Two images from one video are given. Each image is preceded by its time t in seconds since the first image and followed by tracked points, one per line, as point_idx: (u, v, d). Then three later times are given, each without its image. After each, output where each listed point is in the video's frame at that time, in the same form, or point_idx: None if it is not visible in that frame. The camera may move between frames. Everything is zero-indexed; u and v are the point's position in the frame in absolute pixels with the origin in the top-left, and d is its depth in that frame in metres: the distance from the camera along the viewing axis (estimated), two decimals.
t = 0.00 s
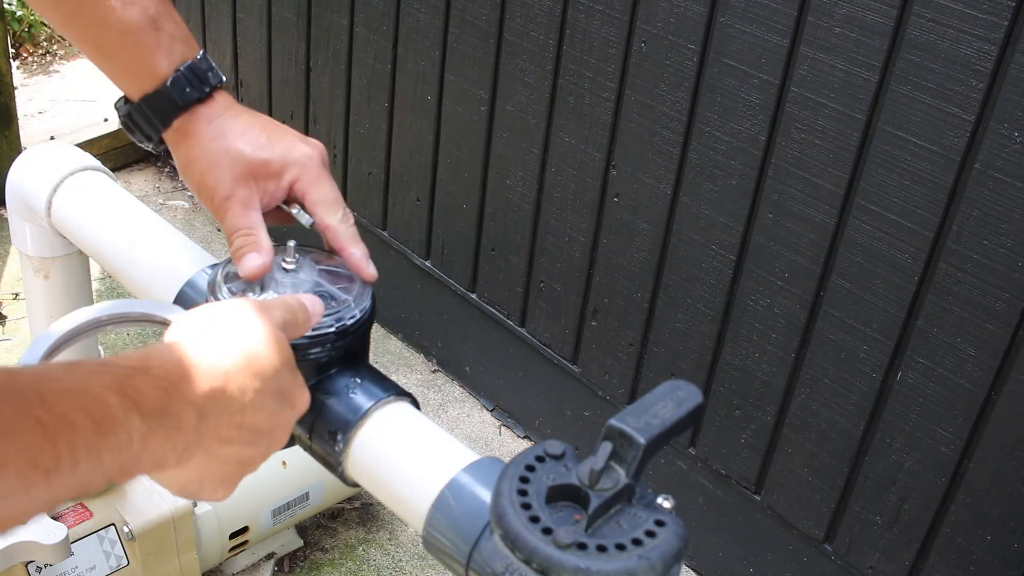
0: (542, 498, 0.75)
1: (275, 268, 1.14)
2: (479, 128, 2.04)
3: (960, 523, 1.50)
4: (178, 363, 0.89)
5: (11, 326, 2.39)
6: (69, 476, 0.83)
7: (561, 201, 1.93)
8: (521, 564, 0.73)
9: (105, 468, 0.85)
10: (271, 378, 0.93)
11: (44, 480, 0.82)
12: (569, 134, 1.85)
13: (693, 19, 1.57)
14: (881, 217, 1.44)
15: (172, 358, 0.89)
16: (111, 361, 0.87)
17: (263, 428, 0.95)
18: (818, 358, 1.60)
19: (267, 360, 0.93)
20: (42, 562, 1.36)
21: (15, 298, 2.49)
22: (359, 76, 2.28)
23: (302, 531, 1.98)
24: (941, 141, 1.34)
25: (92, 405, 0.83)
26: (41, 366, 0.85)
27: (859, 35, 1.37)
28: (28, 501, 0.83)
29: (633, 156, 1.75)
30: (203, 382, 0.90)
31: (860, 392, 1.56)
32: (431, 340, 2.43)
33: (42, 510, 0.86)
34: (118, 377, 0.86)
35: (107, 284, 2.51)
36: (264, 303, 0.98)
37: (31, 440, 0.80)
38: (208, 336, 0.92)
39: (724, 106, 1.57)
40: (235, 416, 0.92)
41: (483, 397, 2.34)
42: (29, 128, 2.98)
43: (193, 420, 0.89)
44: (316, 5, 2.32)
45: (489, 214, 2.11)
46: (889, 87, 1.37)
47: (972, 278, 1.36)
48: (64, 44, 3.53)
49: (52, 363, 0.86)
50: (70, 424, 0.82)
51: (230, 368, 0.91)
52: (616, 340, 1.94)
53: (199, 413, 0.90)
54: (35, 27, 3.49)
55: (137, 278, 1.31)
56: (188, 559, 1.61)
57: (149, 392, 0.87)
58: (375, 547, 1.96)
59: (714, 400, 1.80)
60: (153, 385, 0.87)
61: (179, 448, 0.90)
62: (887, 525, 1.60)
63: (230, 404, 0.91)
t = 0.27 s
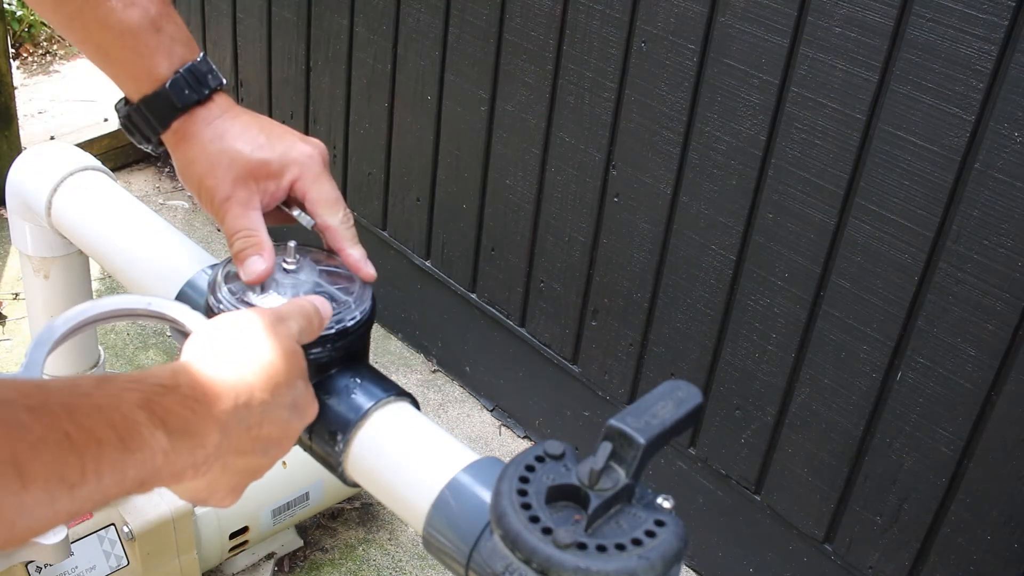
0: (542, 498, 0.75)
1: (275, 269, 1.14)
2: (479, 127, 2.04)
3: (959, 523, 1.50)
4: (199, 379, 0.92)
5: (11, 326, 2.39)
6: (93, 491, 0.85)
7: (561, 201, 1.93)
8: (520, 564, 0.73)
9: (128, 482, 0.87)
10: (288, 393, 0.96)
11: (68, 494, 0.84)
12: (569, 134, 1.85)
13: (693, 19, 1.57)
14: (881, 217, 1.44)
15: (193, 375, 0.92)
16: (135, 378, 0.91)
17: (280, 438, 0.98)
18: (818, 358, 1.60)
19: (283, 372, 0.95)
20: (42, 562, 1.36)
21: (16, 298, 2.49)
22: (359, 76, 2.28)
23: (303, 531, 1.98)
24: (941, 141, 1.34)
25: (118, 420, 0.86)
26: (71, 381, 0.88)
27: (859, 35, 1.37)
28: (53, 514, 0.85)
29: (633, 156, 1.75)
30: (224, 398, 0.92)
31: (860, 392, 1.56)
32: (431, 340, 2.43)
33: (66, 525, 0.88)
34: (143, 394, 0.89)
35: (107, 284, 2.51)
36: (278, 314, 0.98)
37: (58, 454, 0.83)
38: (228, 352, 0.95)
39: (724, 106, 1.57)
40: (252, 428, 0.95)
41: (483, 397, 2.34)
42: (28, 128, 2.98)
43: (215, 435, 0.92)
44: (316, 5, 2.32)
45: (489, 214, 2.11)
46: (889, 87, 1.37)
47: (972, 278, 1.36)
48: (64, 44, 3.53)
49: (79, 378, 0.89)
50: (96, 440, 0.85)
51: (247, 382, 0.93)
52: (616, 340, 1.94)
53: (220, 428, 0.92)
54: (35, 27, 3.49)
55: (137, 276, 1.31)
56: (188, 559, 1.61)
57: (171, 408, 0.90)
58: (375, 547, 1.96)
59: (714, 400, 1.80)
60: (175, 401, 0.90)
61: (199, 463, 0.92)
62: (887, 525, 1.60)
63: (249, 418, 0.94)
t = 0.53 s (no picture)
0: (542, 498, 0.75)
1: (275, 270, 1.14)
2: (479, 127, 2.04)
3: (959, 523, 1.50)
4: (200, 376, 0.92)
5: (10, 326, 2.39)
6: (95, 485, 0.86)
7: (561, 201, 1.93)
8: (520, 564, 0.73)
9: (130, 477, 0.87)
10: (289, 392, 0.96)
11: (70, 486, 0.84)
12: (569, 134, 1.85)
13: (693, 19, 1.57)
14: (881, 217, 1.44)
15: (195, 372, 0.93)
16: (137, 374, 0.91)
17: (279, 436, 0.98)
18: (818, 358, 1.60)
19: (284, 371, 0.95)
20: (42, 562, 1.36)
21: (15, 298, 2.49)
22: (360, 76, 2.28)
23: (303, 531, 1.98)
24: (940, 141, 1.34)
25: (120, 414, 0.87)
26: (73, 375, 0.88)
27: (859, 35, 1.37)
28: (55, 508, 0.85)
29: (633, 156, 1.75)
30: (226, 395, 0.92)
31: (860, 391, 1.56)
32: (431, 340, 2.43)
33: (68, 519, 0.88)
34: (145, 390, 0.90)
35: (107, 284, 2.51)
36: (277, 315, 0.98)
37: (61, 447, 0.84)
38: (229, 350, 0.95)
39: (724, 106, 1.57)
40: (254, 427, 0.95)
41: (483, 397, 2.34)
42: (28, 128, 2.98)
43: (215, 432, 0.92)
44: (316, 4, 2.32)
45: (489, 213, 2.11)
46: (889, 87, 1.37)
47: (972, 278, 1.36)
48: (64, 44, 3.53)
49: (82, 371, 0.90)
50: (98, 433, 0.85)
51: (252, 380, 0.94)
52: (616, 340, 1.94)
53: (220, 424, 0.92)
54: (35, 27, 3.49)
55: (136, 277, 1.31)
56: (188, 559, 1.61)
57: (172, 404, 0.90)
58: (375, 547, 1.96)
59: (714, 399, 1.80)
60: (177, 398, 0.90)
61: (199, 459, 0.92)
62: (887, 525, 1.60)
63: (249, 416, 0.94)
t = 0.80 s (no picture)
0: (542, 498, 0.77)
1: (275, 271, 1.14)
2: (479, 127, 2.04)
3: (960, 524, 1.49)
4: (200, 371, 0.92)
5: (10, 326, 2.38)
6: (101, 472, 0.84)
7: (561, 201, 1.93)
8: (520, 564, 0.75)
9: (136, 466, 0.86)
10: (286, 392, 0.96)
11: (79, 471, 0.83)
12: (569, 134, 1.85)
13: (694, 19, 1.56)
14: (882, 218, 1.43)
15: (194, 367, 0.93)
16: (137, 365, 0.90)
17: (281, 437, 0.98)
18: (818, 358, 1.60)
19: (286, 369, 0.96)
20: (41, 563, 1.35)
21: (14, 298, 2.49)
22: (359, 75, 2.28)
23: (302, 531, 1.97)
24: (941, 141, 1.33)
25: (125, 401, 0.86)
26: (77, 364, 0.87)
27: (860, 35, 1.37)
28: (61, 496, 0.83)
29: (633, 155, 1.75)
30: (228, 390, 0.92)
31: (861, 392, 1.56)
32: (431, 340, 2.42)
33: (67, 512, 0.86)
34: (150, 379, 0.89)
35: (106, 284, 2.51)
36: (274, 319, 0.99)
37: (72, 429, 0.82)
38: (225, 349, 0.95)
39: (724, 106, 1.57)
40: (255, 424, 0.95)
41: (483, 397, 2.34)
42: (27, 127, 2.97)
43: (219, 425, 0.91)
44: (316, 4, 2.31)
45: (489, 213, 2.11)
46: (890, 87, 1.36)
47: (973, 278, 1.36)
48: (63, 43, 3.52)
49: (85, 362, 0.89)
50: (107, 417, 0.84)
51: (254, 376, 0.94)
52: (616, 340, 1.94)
53: (223, 417, 0.92)
54: (35, 26, 3.49)
55: (136, 278, 1.30)
56: (188, 559, 1.61)
57: (176, 394, 0.89)
58: (374, 548, 1.96)
59: (715, 400, 1.80)
60: (180, 389, 0.90)
61: (202, 454, 0.92)
62: (887, 526, 1.60)
63: (251, 413, 0.94)
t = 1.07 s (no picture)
0: (542, 499, 0.78)
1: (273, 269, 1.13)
2: (479, 126, 2.03)
3: (963, 524, 1.49)
4: (181, 336, 0.94)
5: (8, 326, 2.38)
6: (95, 429, 0.85)
7: (562, 201, 1.92)
8: (521, 565, 0.76)
9: (126, 422, 0.87)
10: (270, 363, 0.98)
11: (68, 423, 0.84)
12: (570, 133, 1.84)
13: (694, 17, 1.56)
14: (884, 217, 1.43)
15: (174, 333, 0.94)
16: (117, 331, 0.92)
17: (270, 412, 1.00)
18: (819, 358, 1.59)
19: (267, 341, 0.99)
20: (40, 564, 1.34)
21: (12, 298, 2.48)
22: (359, 75, 2.27)
23: (302, 532, 1.97)
24: (943, 140, 1.32)
25: (112, 357, 0.87)
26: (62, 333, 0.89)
27: (862, 33, 1.36)
28: (53, 451, 0.84)
29: (633, 155, 1.74)
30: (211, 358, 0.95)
31: (863, 392, 1.55)
32: (430, 340, 2.42)
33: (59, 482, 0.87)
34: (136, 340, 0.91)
35: (105, 284, 2.50)
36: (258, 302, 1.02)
37: (60, 379, 0.83)
38: (209, 324, 0.98)
39: (726, 105, 1.56)
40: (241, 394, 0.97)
41: (483, 397, 2.33)
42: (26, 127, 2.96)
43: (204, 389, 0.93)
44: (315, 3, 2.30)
45: (489, 213, 2.10)
46: (892, 85, 1.36)
47: (975, 277, 1.35)
48: (61, 42, 3.51)
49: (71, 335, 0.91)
50: (93, 370, 0.85)
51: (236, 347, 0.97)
52: (616, 340, 1.93)
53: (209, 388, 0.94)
54: (33, 26, 3.48)
55: (134, 278, 1.30)
56: (186, 561, 1.60)
57: (162, 360, 0.91)
58: (374, 549, 1.95)
59: (716, 400, 1.79)
60: (164, 355, 0.91)
61: (192, 418, 0.93)
62: (889, 526, 1.59)
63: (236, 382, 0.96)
